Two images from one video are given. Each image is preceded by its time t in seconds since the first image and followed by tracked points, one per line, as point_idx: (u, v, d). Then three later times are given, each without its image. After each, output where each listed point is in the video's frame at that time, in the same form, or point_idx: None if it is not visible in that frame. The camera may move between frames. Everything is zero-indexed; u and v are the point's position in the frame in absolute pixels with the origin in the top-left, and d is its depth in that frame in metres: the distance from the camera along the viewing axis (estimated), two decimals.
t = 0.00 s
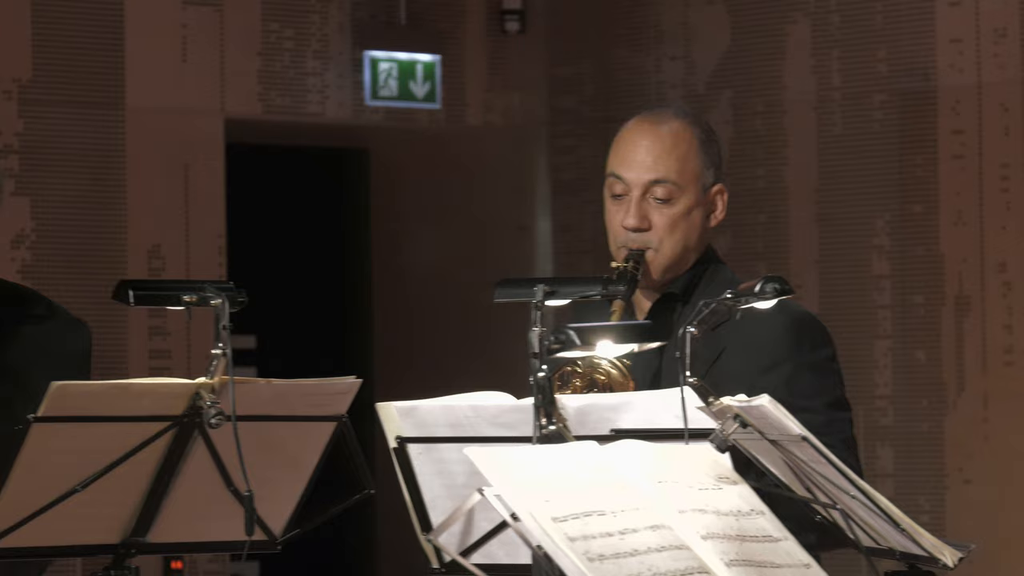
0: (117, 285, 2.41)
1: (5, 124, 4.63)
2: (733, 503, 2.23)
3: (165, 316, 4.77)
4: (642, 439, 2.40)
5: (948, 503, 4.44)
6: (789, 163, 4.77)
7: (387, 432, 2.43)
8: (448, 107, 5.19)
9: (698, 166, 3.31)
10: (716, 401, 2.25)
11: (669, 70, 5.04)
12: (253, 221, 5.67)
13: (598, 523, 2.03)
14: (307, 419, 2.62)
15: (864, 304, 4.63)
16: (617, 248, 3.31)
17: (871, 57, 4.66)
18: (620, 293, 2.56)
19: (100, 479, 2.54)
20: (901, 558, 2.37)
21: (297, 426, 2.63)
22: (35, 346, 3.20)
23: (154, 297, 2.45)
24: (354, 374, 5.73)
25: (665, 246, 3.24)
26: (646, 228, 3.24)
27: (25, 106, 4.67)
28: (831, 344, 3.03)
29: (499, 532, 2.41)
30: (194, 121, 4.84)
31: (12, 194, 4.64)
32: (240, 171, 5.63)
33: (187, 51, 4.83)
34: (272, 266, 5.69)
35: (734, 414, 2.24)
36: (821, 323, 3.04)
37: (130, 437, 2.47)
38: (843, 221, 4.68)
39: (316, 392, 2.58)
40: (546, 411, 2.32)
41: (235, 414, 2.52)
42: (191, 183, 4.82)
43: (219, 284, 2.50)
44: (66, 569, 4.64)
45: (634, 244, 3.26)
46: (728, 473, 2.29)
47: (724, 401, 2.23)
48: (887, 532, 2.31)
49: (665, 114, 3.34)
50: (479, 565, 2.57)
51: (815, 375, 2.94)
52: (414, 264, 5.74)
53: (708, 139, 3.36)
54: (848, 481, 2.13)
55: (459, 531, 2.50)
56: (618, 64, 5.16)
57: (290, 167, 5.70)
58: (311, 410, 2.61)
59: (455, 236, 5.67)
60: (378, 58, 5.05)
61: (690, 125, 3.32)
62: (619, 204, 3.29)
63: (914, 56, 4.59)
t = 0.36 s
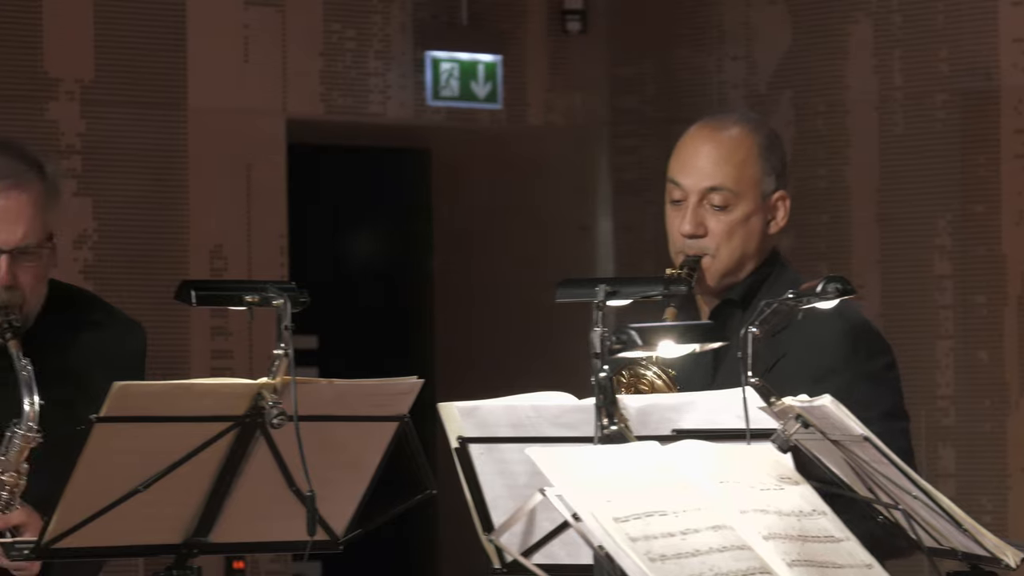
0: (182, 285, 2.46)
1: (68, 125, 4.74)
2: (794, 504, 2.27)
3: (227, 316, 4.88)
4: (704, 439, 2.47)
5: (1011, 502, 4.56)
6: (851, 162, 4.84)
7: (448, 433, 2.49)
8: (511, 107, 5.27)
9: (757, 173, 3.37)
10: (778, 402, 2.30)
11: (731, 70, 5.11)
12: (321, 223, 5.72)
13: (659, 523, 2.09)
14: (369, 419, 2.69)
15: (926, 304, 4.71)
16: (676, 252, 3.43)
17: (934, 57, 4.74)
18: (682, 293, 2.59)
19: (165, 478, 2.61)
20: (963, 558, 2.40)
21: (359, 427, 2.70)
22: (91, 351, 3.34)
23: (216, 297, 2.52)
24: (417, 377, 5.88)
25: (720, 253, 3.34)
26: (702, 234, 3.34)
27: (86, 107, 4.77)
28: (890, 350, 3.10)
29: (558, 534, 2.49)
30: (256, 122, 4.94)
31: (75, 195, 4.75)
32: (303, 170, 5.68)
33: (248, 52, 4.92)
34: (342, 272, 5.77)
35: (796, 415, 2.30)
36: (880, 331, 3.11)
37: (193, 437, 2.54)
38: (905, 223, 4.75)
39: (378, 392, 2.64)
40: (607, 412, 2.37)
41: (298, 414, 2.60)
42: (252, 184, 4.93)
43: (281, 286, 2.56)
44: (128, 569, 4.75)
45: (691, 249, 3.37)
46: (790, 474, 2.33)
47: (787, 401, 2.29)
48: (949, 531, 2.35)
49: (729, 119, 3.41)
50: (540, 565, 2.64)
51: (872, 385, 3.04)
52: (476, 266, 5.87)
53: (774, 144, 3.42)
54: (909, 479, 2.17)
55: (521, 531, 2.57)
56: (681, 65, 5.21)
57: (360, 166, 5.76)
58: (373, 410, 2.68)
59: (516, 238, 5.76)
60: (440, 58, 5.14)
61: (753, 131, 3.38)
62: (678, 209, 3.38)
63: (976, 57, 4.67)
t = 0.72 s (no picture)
0: (240, 284, 2.54)
1: (126, 125, 4.80)
2: (851, 502, 2.34)
3: (283, 316, 4.95)
4: (761, 438, 2.53)
5: None
6: (908, 162, 4.89)
7: (505, 432, 2.56)
8: (567, 106, 5.39)
9: (803, 198, 3.57)
10: (835, 403, 2.39)
11: (788, 70, 5.18)
12: (380, 224, 5.90)
13: (716, 522, 2.14)
14: (424, 418, 2.76)
15: (984, 303, 4.74)
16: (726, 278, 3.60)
17: (991, 56, 4.78)
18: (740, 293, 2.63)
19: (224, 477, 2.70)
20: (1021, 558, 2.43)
21: (416, 426, 2.77)
22: (155, 293, 3.45)
23: (274, 297, 2.59)
24: (472, 374, 5.92)
25: (769, 278, 3.53)
26: (751, 260, 3.52)
27: (144, 107, 4.83)
28: (950, 373, 3.32)
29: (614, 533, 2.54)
30: (314, 122, 5.03)
31: (132, 194, 4.81)
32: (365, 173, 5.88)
33: (304, 51, 5.01)
34: (399, 271, 5.92)
35: (852, 415, 2.39)
36: (939, 355, 3.34)
37: (249, 437, 2.63)
38: (965, 225, 4.79)
39: (435, 391, 2.71)
40: (664, 411, 2.43)
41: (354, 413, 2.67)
42: (308, 184, 5.01)
43: (337, 285, 2.61)
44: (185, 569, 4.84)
45: (740, 275, 3.55)
46: (847, 473, 2.39)
47: (843, 402, 2.37)
48: (1006, 532, 2.38)
49: (773, 148, 3.61)
50: (597, 564, 2.69)
51: (929, 403, 3.25)
52: (532, 265, 5.88)
53: (818, 170, 3.61)
54: (966, 480, 2.22)
55: (577, 530, 2.65)
56: (737, 64, 5.29)
57: (414, 166, 5.91)
58: (428, 410, 2.75)
59: (570, 236, 5.79)
60: (497, 58, 5.25)
61: (798, 159, 3.58)
62: (726, 234, 3.56)
63: None
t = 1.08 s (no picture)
0: (296, 285, 2.60)
1: (181, 125, 4.89)
2: (908, 503, 2.38)
3: (337, 316, 5.05)
4: (817, 438, 2.60)
5: None
6: (963, 162, 5.00)
7: (560, 431, 2.63)
8: (623, 105, 5.47)
9: (881, 156, 3.57)
10: (892, 403, 2.38)
11: (843, 69, 5.26)
12: (439, 224, 5.99)
13: (771, 522, 2.21)
14: (475, 417, 2.81)
15: None
16: (805, 237, 3.54)
17: None
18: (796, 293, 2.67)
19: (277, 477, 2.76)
20: None
21: (472, 426, 2.83)
22: (214, 261, 3.54)
23: (328, 296, 2.66)
24: (526, 373, 6.01)
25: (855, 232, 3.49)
26: (836, 212, 3.49)
27: (198, 107, 4.92)
28: None
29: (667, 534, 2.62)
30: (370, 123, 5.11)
31: (187, 194, 4.90)
32: (420, 173, 5.96)
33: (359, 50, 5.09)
34: (454, 268, 6.02)
35: (908, 414, 2.38)
36: (1011, 313, 3.25)
37: (303, 437, 2.67)
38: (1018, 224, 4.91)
39: (490, 392, 2.76)
40: (719, 410, 2.50)
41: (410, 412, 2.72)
42: (363, 184, 5.09)
43: (391, 284, 2.67)
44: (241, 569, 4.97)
45: (824, 229, 3.50)
46: (903, 473, 2.44)
47: (900, 402, 2.37)
48: None
49: (848, 110, 3.61)
50: (652, 564, 2.76)
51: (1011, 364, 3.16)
52: (587, 265, 5.96)
53: (893, 133, 3.62)
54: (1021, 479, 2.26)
55: (631, 531, 2.71)
56: (792, 63, 5.38)
57: (473, 167, 6.00)
58: (480, 409, 2.81)
59: (628, 238, 5.85)
60: (551, 58, 5.34)
61: (876, 119, 3.59)
62: (809, 188, 3.53)
63: None
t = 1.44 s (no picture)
0: (348, 284, 2.70)
1: (234, 125, 4.96)
2: (959, 501, 2.43)
3: (390, 316, 5.14)
4: (868, 437, 2.67)
5: None
6: (1015, 160, 5.09)
7: (613, 430, 2.70)
8: (676, 105, 5.57)
9: (950, 176, 3.95)
10: (945, 401, 2.46)
11: (894, 68, 5.34)
12: (496, 227, 6.10)
13: (823, 521, 2.28)
14: (529, 416, 2.83)
15: None
16: (878, 262, 3.89)
17: None
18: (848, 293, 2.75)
19: (329, 476, 2.76)
20: None
21: (524, 425, 2.85)
22: (269, 273, 3.59)
23: (381, 295, 2.75)
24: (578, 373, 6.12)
25: (928, 258, 3.85)
26: (908, 240, 3.85)
27: (250, 107, 5.00)
28: None
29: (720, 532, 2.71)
30: (423, 122, 5.21)
31: (240, 194, 4.97)
32: (471, 174, 6.04)
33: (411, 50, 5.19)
34: (508, 266, 6.11)
35: (960, 414, 2.46)
36: None
37: (354, 437, 2.68)
38: None
39: (543, 391, 2.78)
40: (772, 409, 2.58)
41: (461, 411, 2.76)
42: (417, 179, 5.20)
43: (443, 284, 2.74)
44: (293, 568, 5.09)
45: (896, 256, 3.85)
46: (954, 472, 2.49)
47: (952, 400, 2.44)
48: None
49: (910, 130, 3.97)
50: (705, 563, 2.83)
51: None
52: (637, 267, 6.04)
53: (956, 151, 3.98)
54: None
55: (683, 530, 2.79)
56: (844, 63, 5.45)
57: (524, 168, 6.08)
58: (530, 408, 2.83)
59: (681, 240, 5.93)
60: (603, 57, 5.42)
61: (940, 139, 3.95)
62: (880, 216, 3.90)
63: None
